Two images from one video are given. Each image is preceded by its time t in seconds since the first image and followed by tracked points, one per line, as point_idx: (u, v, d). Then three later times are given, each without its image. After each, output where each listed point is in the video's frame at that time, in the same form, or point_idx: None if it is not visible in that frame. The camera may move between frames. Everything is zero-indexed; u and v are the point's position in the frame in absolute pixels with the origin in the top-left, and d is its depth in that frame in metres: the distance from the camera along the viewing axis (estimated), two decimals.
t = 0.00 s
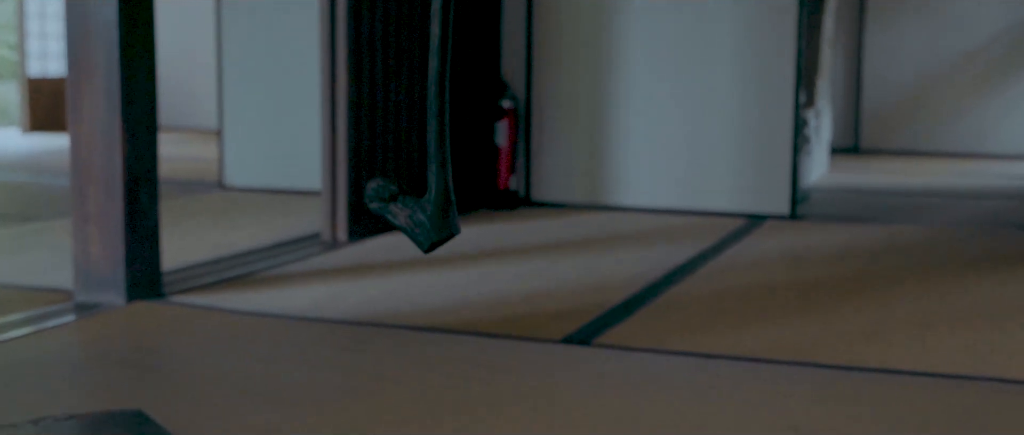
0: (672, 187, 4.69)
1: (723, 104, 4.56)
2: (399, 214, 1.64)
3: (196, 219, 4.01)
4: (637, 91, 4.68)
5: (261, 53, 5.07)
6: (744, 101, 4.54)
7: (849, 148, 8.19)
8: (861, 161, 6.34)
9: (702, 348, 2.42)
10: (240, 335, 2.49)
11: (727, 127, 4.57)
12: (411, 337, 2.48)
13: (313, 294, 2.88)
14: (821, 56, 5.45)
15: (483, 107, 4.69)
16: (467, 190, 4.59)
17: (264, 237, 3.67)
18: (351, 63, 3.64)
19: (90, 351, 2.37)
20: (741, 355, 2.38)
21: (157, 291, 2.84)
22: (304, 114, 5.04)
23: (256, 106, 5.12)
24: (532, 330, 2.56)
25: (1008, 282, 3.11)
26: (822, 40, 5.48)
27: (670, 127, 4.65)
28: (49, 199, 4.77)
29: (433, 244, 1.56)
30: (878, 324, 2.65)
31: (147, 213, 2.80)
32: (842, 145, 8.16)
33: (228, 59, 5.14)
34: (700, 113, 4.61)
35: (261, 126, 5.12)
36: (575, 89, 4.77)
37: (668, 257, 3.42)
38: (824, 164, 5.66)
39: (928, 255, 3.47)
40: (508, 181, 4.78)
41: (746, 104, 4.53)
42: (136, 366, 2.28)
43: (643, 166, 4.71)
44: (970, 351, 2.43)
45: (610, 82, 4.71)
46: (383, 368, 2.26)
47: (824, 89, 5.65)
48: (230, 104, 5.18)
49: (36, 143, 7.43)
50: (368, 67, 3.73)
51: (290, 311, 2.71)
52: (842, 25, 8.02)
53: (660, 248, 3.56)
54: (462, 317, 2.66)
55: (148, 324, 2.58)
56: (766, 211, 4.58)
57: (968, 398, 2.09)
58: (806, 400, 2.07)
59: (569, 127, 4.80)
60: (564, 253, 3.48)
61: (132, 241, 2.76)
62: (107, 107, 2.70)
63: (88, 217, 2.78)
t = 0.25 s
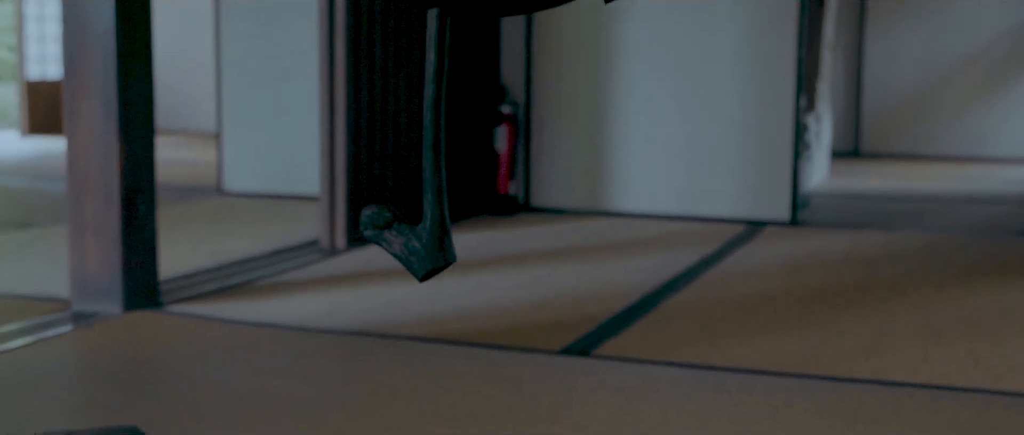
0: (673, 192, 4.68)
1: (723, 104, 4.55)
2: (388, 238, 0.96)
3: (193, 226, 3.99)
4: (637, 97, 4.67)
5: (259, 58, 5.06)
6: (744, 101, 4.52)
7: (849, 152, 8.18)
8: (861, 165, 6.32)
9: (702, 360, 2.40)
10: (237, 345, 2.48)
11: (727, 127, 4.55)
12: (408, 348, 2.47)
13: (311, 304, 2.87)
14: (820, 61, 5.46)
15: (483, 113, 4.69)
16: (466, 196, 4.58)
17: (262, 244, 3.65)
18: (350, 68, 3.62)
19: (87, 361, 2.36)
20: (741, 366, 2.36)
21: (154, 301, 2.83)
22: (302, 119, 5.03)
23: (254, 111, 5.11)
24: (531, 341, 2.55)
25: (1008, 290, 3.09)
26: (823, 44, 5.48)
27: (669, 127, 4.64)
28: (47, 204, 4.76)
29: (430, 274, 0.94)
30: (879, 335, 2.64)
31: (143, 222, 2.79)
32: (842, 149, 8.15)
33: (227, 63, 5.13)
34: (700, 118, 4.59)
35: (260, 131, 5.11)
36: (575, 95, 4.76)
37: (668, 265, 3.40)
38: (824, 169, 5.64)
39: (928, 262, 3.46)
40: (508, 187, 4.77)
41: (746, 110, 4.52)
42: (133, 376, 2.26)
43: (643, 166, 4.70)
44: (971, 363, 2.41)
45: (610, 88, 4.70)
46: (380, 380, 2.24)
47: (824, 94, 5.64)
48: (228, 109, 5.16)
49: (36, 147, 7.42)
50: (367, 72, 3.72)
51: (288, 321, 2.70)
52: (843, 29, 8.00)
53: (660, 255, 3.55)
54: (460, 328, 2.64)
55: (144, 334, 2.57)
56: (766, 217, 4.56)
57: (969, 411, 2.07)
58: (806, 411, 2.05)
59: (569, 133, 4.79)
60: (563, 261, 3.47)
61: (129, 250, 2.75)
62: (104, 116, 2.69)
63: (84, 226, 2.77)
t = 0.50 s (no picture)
0: (673, 200, 4.66)
1: (723, 104, 4.53)
2: (385, 272, 1.61)
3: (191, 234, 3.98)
4: (637, 103, 4.65)
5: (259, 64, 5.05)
6: (744, 101, 4.50)
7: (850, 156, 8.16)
8: (862, 170, 6.30)
9: (701, 373, 2.38)
10: (234, 358, 2.46)
11: (727, 126, 4.53)
12: (407, 361, 2.45)
13: (309, 315, 2.85)
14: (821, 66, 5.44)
15: (482, 120, 4.68)
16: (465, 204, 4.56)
17: (260, 254, 3.64)
18: (349, 75, 3.61)
19: (83, 374, 2.35)
20: (741, 379, 2.35)
21: (151, 312, 2.81)
22: (302, 125, 5.01)
23: (253, 117, 5.09)
24: (530, 353, 2.53)
25: (1010, 299, 3.07)
26: (823, 50, 5.47)
27: (669, 130, 4.62)
28: (45, 211, 4.74)
29: (423, 305, 1.59)
30: (880, 345, 2.62)
31: (140, 233, 2.78)
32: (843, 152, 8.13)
33: (225, 70, 5.12)
34: (700, 125, 4.57)
35: (259, 137, 5.10)
36: (575, 101, 4.75)
37: (669, 274, 3.39)
38: (825, 175, 5.63)
39: (930, 271, 3.44)
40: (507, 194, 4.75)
41: (746, 117, 4.50)
42: (130, 389, 2.25)
43: (643, 166, 4.68)
44: (971, 374, 2.39)
45: (610, 94, 4.69)
46: (377, 393, 2.22)
47: (824, 100, 5.63)
48: (227, 115, 5.15)
49: (35, 152, 7.40)
50: (366, 79, 3.71)
51: (286, 333, 2.68)
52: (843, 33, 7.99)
53: (660, 263, 3.53)
54: (458, 340, 2.63)
55: (141, 346, 2.55)
56: (766, 225, 4.54)
57: (971, 423, 2.05)
58: (807, 424, 2.04)
59: (569, 140, 4.78)
60: (562, 269, 3.45)
61: (126, 261, 2.74)
62: (100, 126, 2.68)
63: (81, 237, 2.76)
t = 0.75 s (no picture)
0: (673, 206, 4.65)
1: (723, 104, 4.51)
2: (381, 302, 1.65)
3: (190, 241, 3.96)
4: (637, 109, 4.64)
5: (258, 69, 5.03)
6: (744, 101, 4.48)
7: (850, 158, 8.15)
8: (862, 173, 6.29)
9: (701, 385, 2.37)
10: (231, 369, 2.45)
11: (726, 127, 4.51)
12: (407, 372, 2.44)
13: (308, 324, 2.84)
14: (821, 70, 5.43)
15: (482, 126, 4.65)
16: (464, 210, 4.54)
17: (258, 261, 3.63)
18: (348, 82, 3.60)
19: (82, 386, 2.34)
20: (742, 390, 2.34)
21: (150, 322, 2.80)
22: (301, 130, 5.00)
23: (252, 122, 5.08)
24: (530, 363, 2.52)
25: (1011, 308, 3.06)
26: (823, 54, 5.46)
27: (669, 136, 4.61)
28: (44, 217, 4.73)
29: (419, 336, 1.64)
30: (881, 355, 2.61)
31: (139, 243, 2.76)
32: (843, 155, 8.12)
33: (224, 74, 5.11)
34: (700, 131, 4.56)
35: (258, 142, 5.09)
36: (574, 107, 4.74)
37: (669, 281, 3.38)
38: (825, 179, 5.62)
39: (930, 278, 3.43)
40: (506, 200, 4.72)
41: (746, 123, 4.49)
42: (129, 400, 2.24)
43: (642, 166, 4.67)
44: (972, 386, 2.38)
45: (610, 100, 4.68)
46: (374, 405, 2.21)
47: (825, 104, 5.62)
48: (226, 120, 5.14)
49: (34, 155, 7.39)
50: (365, 86, 3.70)
51: (285, 343, 2.67)
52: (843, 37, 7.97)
53: (661, 270, 3.52)
54: (456, 351, 2.61)
55: (139, 356, 2.55)
56: (766, 231, 4.53)
57: None
58: None
59: (569, 146, 4.77)
60: (562, 276, 3.44)
61: (124, 271, 2.72)
62: (98, 136, 2.67)
63: (79, 247, 2.74)
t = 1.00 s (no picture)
0: (674, 213, 4.63)
1: (723, 104, 4.48)
2: (374, 338, 1.04)
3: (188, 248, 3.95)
4: (636, 116, 4.62)
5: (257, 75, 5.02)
6: (744, 101, 4.45)
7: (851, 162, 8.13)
8: (863, 178, 6.28)
9: (702, 398, 2.35)
10: (229, 381, 2.44)
11: (727, 127, 4.49)
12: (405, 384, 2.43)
13: (307, 335, 2.83)
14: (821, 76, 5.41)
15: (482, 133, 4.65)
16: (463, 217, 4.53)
17: (257, 269, 3.61)
18: (347, 91, 3.59)
19: (79, 398, 2.32)
20: (743, 403, 2.32)
21: (147, 333, 2.79)
22: (300, 136, 4.99)
23: (251, 128, 5.07)
24: (530, 375, 2.51)
25: (1012, 318, 3.05)
26: (823, 59, 5.46)
27: (669, 144, 4.59)
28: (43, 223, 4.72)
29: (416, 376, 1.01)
30: (882, 367, 2.60)
31: (136, 254, 2.75)
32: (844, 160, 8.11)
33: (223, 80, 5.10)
34: (701, 139, 4.54)
35: (257, 148, 5.07)
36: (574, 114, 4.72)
37: (669, 290, 3.37)
38: (825, 184, 5.61)
39: (932, 287, 3.41)
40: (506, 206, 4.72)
41: (746, 130, 4.47)
42: (126, 413, 2.23)
43: (643, 170, 4.65)
44: (973, 398, 2.36)
45: (609, 107, 4.65)
46: (372, 419, 2.19)
47: (825, 109, 5.61)
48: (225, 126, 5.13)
49: (33, 160, 7.38)
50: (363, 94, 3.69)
51: (284, 355, 2.66)
52: (844, 41, 7.96)
53: (660, 279, 3.51)
54: (454, 363, 2.60)
55: (137, 369, 2.53)
56: (767, 238, 4.52)
57: None
58: None
59: (569, 153, 4.76)
60: (562, 285, 3.43)
61: (122, 283, 2.71)
62: (95, 147, 2.66)
63: (76, 258, 2.73)
